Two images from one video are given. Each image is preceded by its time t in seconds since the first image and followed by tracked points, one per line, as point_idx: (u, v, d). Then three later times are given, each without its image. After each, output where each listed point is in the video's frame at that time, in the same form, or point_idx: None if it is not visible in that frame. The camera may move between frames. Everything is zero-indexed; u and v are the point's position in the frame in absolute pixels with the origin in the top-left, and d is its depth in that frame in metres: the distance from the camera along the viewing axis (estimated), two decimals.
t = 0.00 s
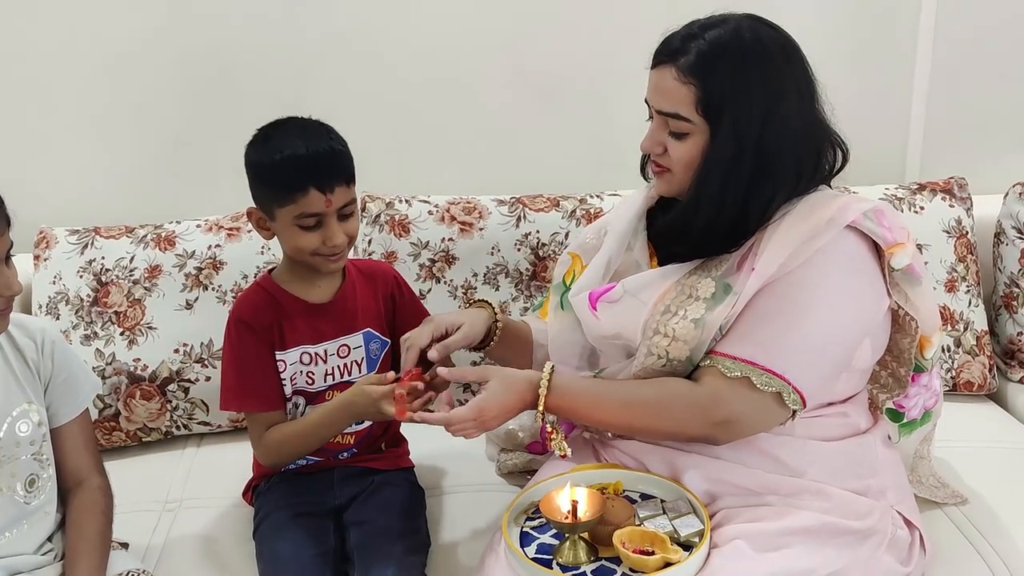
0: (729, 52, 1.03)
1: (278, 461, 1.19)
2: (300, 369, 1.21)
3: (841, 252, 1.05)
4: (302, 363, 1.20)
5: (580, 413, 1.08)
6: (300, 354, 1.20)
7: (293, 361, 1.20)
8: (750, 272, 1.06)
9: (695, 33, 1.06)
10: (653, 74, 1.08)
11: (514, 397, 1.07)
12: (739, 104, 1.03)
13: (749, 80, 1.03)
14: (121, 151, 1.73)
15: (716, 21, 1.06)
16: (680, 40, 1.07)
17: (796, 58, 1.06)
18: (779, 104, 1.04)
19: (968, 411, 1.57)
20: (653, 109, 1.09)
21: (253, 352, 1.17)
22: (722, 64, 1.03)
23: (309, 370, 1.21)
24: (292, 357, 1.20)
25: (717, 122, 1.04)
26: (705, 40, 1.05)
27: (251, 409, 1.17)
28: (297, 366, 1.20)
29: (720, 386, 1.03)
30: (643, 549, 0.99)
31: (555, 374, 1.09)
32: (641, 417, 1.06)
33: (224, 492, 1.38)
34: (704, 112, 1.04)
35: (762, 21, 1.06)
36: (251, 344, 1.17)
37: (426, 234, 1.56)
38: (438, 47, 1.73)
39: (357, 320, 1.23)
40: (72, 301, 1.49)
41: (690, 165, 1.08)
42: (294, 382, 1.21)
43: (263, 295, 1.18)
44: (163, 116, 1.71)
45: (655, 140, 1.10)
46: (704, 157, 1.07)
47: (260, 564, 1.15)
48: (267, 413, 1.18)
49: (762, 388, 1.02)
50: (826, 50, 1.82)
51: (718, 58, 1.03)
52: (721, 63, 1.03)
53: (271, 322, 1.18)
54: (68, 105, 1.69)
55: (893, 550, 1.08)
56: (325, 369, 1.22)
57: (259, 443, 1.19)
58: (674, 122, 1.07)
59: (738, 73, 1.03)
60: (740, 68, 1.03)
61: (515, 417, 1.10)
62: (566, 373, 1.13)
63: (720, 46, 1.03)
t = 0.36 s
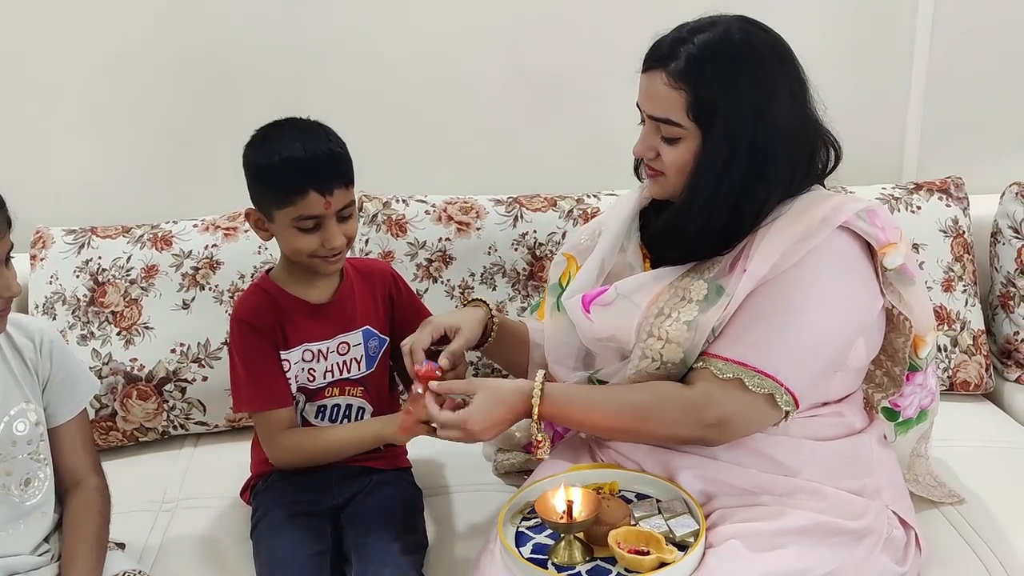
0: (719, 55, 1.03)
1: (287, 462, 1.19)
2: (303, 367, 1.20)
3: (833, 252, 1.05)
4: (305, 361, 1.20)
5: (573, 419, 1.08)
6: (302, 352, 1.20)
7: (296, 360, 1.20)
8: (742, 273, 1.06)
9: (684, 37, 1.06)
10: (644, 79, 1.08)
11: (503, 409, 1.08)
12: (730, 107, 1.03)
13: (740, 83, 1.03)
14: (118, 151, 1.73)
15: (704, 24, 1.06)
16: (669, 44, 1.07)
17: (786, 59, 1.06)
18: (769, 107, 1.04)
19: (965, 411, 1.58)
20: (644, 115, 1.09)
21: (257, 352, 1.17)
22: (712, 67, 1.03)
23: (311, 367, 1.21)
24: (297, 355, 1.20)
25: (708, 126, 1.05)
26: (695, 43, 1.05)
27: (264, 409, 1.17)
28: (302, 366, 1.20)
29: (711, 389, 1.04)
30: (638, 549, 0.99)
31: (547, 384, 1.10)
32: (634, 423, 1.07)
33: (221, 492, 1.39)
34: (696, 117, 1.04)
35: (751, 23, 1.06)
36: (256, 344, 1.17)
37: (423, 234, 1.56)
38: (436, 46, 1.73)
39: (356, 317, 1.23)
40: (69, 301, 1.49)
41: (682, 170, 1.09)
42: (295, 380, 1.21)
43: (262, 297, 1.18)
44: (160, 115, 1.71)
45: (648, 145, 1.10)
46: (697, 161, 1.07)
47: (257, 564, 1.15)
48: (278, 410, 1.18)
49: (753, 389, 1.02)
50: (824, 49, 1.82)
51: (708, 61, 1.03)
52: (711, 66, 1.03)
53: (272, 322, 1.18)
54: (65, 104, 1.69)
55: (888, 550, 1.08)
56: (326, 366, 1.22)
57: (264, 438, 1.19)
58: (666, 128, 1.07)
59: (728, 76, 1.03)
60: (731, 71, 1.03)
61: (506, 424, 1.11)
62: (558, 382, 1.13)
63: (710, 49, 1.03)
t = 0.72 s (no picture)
0: (711, 60, 1.03)
1: (296, 450, 1.18)
2: (305, 366, 1.20)
3: (823, 253, 1.05)
4: (306, 360, 1.20)
5: (557, 412, 1.10)
6: (304, 350, 1.20)
7: (299, 359, 1.19)
8: (730, 273, 1.06)
9: (677, 41, 1.06)
10: (636, 82, 1.08)
11: (489, 399, 1.10)
12: (722, 112, 1.03)
13: (731, 88, 1.03)
14: (116, 151, 1.73)
15: (697, 27, 1.06)
16: (662, 48, 1.06)
17: (778, 62, 1.06)
18: (761, 111, 1.04)
19: (963, 411, 1.58)
20: (636, 118, 1.09)
21: (262, 348, 1.16)
22: (704, 71, 1.03)
23: (312, 366, 1.21)
24: (299, 354, 1.19)
25: (700, 131, 1.05)
26: (686, 47, 1.05)
27: (273, 407, 1.16)
28: (306, 364, 1.20)
29: (696, 385, 1.04)
30: (636, 549, 0.99)
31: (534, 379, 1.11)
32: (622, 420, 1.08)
33: (219, 492, 1.38)
34: (688, 122, 1.04)
35: (743, 26, 1.07)
36: (259, 341, 1.16)
37: (422, 235, 1.56)
38: (434, 47, 1.73)
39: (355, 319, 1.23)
40: (66, 301, 1.49)
41: (673, 173, 1.09)
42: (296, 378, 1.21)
43: (260, 295, 1.17)
44: (158, 115, 1.71)
45: (640, 148, 1.10)
46: (689, 165, 1.07)
47: (255, 565, 1.15)
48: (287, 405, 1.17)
49: (738, 387, 1.02)
50: (823, 49, 1.82)
51: (700, 65, 1.03)
52: (702, 71, 1.03)
53: (273, 320, 1.17)
54: (63, 105, 1.69)
55: (886, 550, 1.08)
56: (328, 366, 1.22)
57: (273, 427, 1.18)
58: (658, 132, 1.07)
59: (720, 80, 1.03)
60: (722, 75, 1.03)
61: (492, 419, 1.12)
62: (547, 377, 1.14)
63: (702, 53, 1.03)
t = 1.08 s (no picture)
0: (696, 63, 1.04)
1: (309, 446, 1.16)
2: (314, 361, 1.21)
3: (812, 251, 1.05)
4: (317, 353, 1.20)
5: (551, 416, 1.10)
6: (315, 346, 1.20)
7: (308, 355, 1.20)
8: (719, 272, 1.06)
9: (662, 45, 1.06)
10: (622, 87, 1.08)
11: (481, 410, 1.12)
12: (708, 115, 1.04)
13: (718, 90, 1.03)
14: (115, 151, 1.73)
15: (683, 31, 1.07)
16: (647, 53, 1.07)
17: (764, 63, 1.06)
18: (748, 113, 1.05)
19: (962, 410, 1.58)
20: (624, 122, 1.10)
21: (271, 345, 1.16)
22: (689, 75, 1.03)
23: (322, 360, 1.21)
24: (308, 351, 1.19)
25: (686, 134, 1.05)
26: (672, 51, 1.05)
27: (282, 403, 1.15)
28: (316, 361, 1.21)
29: (687, 384, 1.04)
30: (633, 549, 0.99)
31: (524, 392, 1.12)
32: (615, 421, 1.08)
33: (219, 492, 1.39)
34: (674, 126, 1.05)
35: (730, 28, 1.07)
36: (270, 338, 1.16)
37: (421, 235, 1.56)
38: (433, 47, 1.73)
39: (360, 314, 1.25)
40: (66, 302, 1.50)
41: (661, 177, 1.10)
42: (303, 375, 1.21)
43: (266, 296, 1.17)
44: (157, 115, 1.72)
45: (629, 151, 1.11)
46: (676, 168, 1.07)
47: (254, 564, 1.15)
48: (298, 398, 1.16)
49: (725, 385, 1.03)
50: (822, 48, 1.82)
51: (685, 68, 1.04)
52: (688, 75, 1.03)
53: (280, 318, 1.17)
54: (63, 105, 1.69)
55: (884, 549, 1.08)
56: (334, 361, 1.22)
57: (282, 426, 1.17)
58: (646, 135, 1.08)
59: (706, 83, 1.03)
60: (709, 78, 1.03)
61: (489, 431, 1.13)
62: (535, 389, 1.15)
63: (687, 57, 1.04)
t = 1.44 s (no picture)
0: (689, 68, 1.04)
1: (308, 448, 1.16)
2: (316, 363, 1.21)
3: (818, 249, 1.05)
4: (320, 355, 1.21)
5: (559, 419, 1.12)
6: (319, 347, 1.20)
7: (310, 357, 1.20)
8: (727, 272, 1.07)
9: (656, 50, 1.07)
10: (618, 93, 1.09)
11: (489, 420, 1.14)
12: (703, 119, 1.04)
13: (712, 94, 1.04)
14: (116, 152, 1.73)
15: (675, 36, 1.07)
16: (641, 58, 1.08)
17: (757, 66, 1.07)
18: (742, 116, 1.05)
19: (961, 413, 1.58)
20: (621, 128, 1.10)
21: (276, 347, 1.16)
22: (682, 79, 1.04)
23: (325, 360, 1.21)
24: (310, 353, 1.19)
25: (682, 138, 1.05)
26: (666, 56, 1.06)
27: (287, 405, 1.15)
28: (319, 362, 1.21)
29: (696, 384, 1.05)
30: (633, 551, 0.99)
31: (533, 398, 1.14)
32: (627, 421, 1.09)
33: (218, 494, 1.39)
34: (670, 130, 1.05)
35: (723, 32, 1.07)
36: (271, 340, 1.16)
37: (421, 237, 1.56)
38: (433, 49, 1.74)
39: (360, 315, 1.25)
40: (66, 303, 1.50)
41: (659, 181, 1.10)
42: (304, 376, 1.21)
43: (269, 297, 1.17)
44: (157, 117, 1.72)
45: (626, 157, 1.11)
46: (673, 171, 1.08)
47: (254, 566, 1.15)
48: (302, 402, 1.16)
49: (737, 383, 1.03)
50: (820, 50, 1.83)
51: (680, 72, 1.04)
52: (681, 79, 1.04)
53: (283, 320, 1.17)
54: (63, 106, 1.70)
55: (883, 551, 1.09)
56: (336, 362, 1.22)
57: (285, 428, 1.17)
58: (642, 140, 1.08)
59: (701, 87, 1.04)
60: (703, 82, 1.04)
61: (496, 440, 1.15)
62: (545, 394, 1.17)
63: (681, 61, 1.04)
